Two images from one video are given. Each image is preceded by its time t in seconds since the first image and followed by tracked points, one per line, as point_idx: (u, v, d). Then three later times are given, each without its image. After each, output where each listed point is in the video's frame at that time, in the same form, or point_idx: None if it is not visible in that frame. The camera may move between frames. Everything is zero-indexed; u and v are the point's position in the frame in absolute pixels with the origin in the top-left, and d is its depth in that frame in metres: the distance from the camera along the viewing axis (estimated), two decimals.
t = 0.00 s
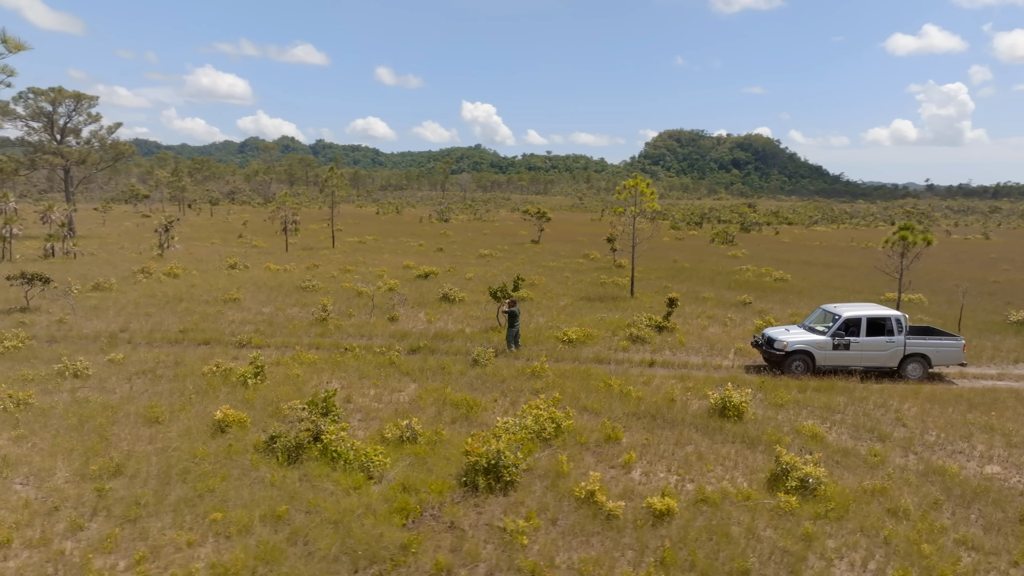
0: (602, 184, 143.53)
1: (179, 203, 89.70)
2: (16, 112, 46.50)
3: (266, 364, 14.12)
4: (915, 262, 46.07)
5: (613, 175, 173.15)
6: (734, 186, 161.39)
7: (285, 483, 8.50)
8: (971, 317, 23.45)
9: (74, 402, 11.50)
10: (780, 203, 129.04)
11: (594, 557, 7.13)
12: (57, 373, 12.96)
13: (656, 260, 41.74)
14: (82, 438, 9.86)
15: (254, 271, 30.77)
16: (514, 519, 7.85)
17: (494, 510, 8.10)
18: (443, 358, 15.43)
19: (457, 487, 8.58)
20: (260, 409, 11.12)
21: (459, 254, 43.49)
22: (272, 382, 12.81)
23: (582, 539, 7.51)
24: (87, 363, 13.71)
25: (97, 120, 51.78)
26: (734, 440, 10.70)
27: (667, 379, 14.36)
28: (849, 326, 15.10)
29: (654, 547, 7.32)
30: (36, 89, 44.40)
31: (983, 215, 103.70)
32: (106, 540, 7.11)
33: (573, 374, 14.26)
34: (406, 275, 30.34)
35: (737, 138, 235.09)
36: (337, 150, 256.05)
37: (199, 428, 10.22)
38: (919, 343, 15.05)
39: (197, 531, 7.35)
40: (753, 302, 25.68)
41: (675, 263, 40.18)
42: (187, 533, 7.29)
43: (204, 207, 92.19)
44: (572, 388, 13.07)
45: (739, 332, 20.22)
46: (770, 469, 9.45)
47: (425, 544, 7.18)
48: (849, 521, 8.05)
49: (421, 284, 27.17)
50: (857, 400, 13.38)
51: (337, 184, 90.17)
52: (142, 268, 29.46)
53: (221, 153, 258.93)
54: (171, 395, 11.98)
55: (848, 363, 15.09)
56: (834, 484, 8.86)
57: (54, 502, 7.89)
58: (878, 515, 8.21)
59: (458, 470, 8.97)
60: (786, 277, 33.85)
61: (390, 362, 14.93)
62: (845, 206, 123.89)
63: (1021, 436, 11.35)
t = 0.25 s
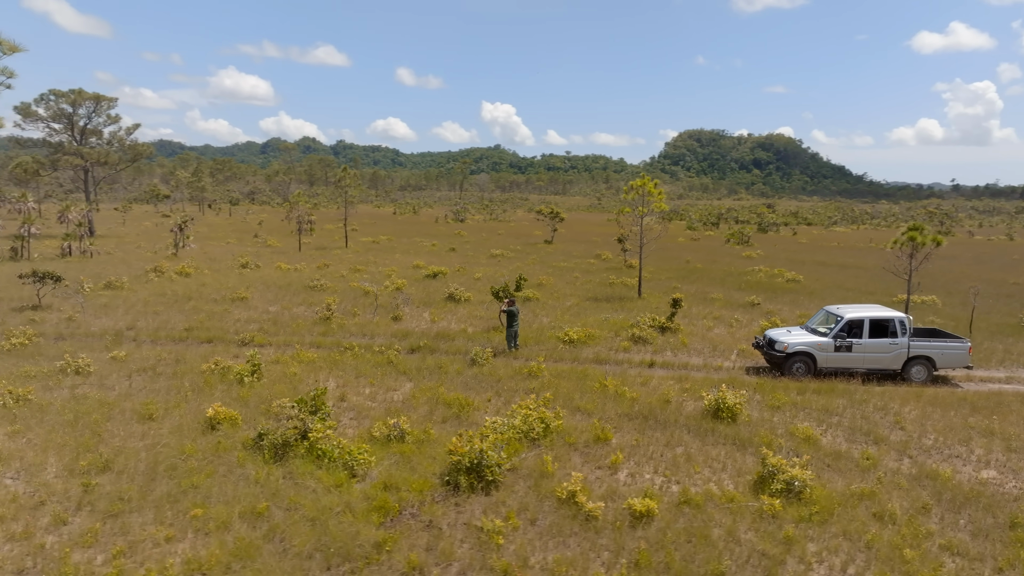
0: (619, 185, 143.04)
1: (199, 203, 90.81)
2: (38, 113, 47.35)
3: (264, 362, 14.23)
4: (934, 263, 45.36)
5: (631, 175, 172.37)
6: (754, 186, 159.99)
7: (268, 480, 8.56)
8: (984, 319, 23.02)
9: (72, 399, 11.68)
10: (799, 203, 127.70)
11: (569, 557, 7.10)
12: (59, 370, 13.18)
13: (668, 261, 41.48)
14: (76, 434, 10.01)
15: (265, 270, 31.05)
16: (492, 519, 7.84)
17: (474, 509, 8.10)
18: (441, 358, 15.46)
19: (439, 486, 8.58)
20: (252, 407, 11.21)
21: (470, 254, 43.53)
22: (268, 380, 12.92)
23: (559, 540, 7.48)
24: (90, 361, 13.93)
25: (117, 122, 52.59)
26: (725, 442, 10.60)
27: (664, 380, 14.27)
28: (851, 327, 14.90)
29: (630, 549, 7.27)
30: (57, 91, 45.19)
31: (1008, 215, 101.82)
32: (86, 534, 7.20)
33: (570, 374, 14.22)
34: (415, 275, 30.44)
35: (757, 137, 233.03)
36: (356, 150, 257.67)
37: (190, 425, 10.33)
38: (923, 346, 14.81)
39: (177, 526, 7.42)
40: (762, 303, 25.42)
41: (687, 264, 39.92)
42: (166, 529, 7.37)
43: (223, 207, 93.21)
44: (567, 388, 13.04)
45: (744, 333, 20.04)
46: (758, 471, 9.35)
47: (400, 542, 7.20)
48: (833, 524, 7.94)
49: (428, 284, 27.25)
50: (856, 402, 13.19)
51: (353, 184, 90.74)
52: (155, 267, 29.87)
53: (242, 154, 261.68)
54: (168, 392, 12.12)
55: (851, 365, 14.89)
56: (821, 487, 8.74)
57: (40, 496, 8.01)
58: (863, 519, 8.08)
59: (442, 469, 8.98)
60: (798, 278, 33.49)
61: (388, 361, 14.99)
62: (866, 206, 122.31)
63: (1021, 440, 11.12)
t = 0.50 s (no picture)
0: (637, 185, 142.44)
1: (218, 203, 91.86)
2: (60, 115, 48.18)
3: (262, 361, 14.35)
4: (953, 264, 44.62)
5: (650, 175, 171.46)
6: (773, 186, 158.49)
7: (252, 477, 8.63)
8: (998, 321, 22.59)
9: (71, 395, 11.87)
10: (819, 203, 126.20)
11: (542, 558, 7.08)
12: (62, 367, 13.40)
13: (681, 262, 41.21)
14: (70, 430, 10.17)
15: (276, 270, 31.33)
16: (470, 518, 7.84)
17: (453, 508, 8.10)
18: (440, 357, 15.49)
19: (421, 485, 8.60)
20: (245, 404, 11.31)
21: (482, 254, 43.58)
22: (265, 378, 13.03)
23: (535, 540, 7.46)
24: (92, 358, 14.15)
25: (136, 122, 53.33)
26: (715, 444, 10.50)
27: (662, 381, 14.17)
28: (853, 329, 14.70)
29: (605, 550, 7.23)
30: (77, 93, 45.94)
31: None
32: (67, 529, 7.31)
33: (566, 374, 14.18)
34: (424, 275, 30.54)
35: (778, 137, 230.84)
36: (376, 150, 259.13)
37: (182, 422, 10.45)
38: (927, 348, 14.57)
39: (157, 521, 7.51)
40: (770, 304, 25.16)
41: (700, 265, 39.65)
42: (147, 524, 7.46)
43: (242, 206, 94.20)
44: (561, 388, 13.00)
45: (749, 334, 19.85)
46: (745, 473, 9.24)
47: (375, 540, 7.22)
48: (815, 528, 7.84)
49: (436, 284, 27.32)
50: (855, 405, 13.02)
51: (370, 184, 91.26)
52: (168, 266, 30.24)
53: (263, 154, 264.11)
54: (165, 389, 12.26)
55: (852, 367, 14.69)
56: (806, 491, 8.63)
57: (28, 490, 8.15)
58: (846, 523, 7.97)
59: (425, 468, 8.99)
60: (811, 279, 33.11)
61: (386, 360, 15.05)
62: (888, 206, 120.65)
63: (1021, 445, 10.90)
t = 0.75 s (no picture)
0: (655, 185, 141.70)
1: (237, 202, 92.83)
2: (80, 116, 48.96)
3: (261, 359, 14.48)
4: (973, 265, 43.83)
5: (668, 175, 170.38)
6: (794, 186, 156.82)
7: (236, 474, 8.71)
8: (1012, 324, 22.15)
9: (70, 391, 12.07)
10: (841, 203, 124.68)
11: (516, 559, 7.07)
12: (65, 364, 13.63)
13: (694, 262, 40.89)
14: (65, 426, 10.33)
15: (287, 270, 31.58)
16: (448, 518, 7.85)
17: (432, 508, 8.11)
18: (438, 357, 15.52)
19: (403, 484, 8.63)
20: (238, 402, 11.43)
21: (494, 254, 43.58)
22: (261, 376, 13.15)
23: (510, 540, 7.45)
24: (95, 356, 14.37)
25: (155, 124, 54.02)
26: (705, 446, 10.42)
27: (659, 382, 14.08)
28: (855, 331, 14.50)
29: (580, 551, 7.20)
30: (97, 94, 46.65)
31: None
32: (49, 523, 7.42)
33: (563, 375, 14.14)
34: (433, 275, 30.63)
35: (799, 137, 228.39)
36: (395, 151, 260.35)
37: (174, 419, 10.58)
38: (931, 351, 14.32)
39: (138, 517, 7.60)
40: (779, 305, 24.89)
41: (712, 266, 39.33)
42: (127, 519, 7.56)
43: (261, 206, 95.11)
44: (555, 389, 12.96)
45: (754, 336, 19.66)
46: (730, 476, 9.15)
47: (350, 538, 7.25)
48: (795, 532, 7.75)
49: (443, 284, 27.38)
50: (854, 408, 12.84)
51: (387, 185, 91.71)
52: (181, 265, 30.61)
53: (284, 155, 266.48)
54: (162, 387, 12.42)
55: (854, 369, 14.50)
56: (791, 494, 8.53)
57: (16, 484, 8.29)
58: (829, 527, 7.87)
59: (408, 467, 9.02)
60: (824, 280, 32.70)
61: (384, 360, 15.11)
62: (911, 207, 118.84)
63: (1020, 450, 10.68)
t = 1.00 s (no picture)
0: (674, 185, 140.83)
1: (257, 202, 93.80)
2: (101, 118, 49.77)
3: (260, 357, 14.62)
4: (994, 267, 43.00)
5: (689, 175, 169.24)
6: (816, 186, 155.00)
7: (220, 471, 8.80)
8: None
9: (70, 388, 12.28)
10: (863, 204, 123.00)
11: (487, 559, 7.07)
12: (68, 361, 13.86)
13: (707, 263, 40.55)
14: (60, 421, 10.51)
15: (298, 269, 31.85)
16: (425, 517, 7.87)
17: (410, 507, 8.13)
18: (436, 356, 15.56)
19: (384, 483, 8.67)
20: (232, 399, 11.55)
21: (506, 254, 43.59)
22: (258, 374, 13.29)
23: (484, 540, 7.46)
24: (99, 353, 14.60)
25: (173, 125, 54.73)
26: (693, 448, 10.33)
27: (656, 383, 14.00)
28: (857, 333, 14.30)
29: (552, 552, 7.17)
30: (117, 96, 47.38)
31: None
32: (32, 516, 7.56)
33: (559, 375, 14.11)
34: (442, 275, 30.71)
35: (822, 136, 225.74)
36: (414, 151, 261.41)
37: (167, 417, 10.72)
38: (934, 353, 14.08)
39: (119, 512, 7.71)
40: (789, 307, 24.61)
41: (725, 266, 38.98)
42: (108, 514, 7.67)
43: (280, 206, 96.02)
44: (549, 389, 12.95)
45: (758, 338, 19.46)
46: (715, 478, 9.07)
47: (324, 536, 7.30)
48: (774, 536, 7.66)
49: (451, 283, 27.44)
50: (852, 411, 12.66)
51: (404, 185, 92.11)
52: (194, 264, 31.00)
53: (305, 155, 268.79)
54: (159, 384, 12.59)
55: (855, 371, 14.30)
56: (774, 498, 8.44)
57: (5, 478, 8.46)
58: (809, 531, 7.76)
59: (391, 465, 9.05)
60: (838, 282, 32.27)
61: (382, 359, 15.18)
62: (935, 207, 116.90)
63: (1018, 456, 10.46)
